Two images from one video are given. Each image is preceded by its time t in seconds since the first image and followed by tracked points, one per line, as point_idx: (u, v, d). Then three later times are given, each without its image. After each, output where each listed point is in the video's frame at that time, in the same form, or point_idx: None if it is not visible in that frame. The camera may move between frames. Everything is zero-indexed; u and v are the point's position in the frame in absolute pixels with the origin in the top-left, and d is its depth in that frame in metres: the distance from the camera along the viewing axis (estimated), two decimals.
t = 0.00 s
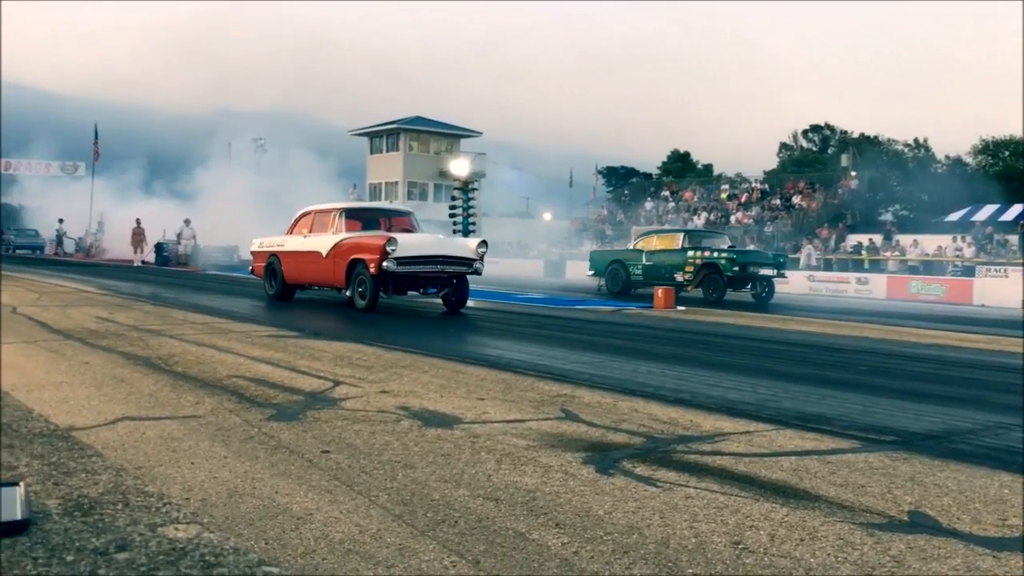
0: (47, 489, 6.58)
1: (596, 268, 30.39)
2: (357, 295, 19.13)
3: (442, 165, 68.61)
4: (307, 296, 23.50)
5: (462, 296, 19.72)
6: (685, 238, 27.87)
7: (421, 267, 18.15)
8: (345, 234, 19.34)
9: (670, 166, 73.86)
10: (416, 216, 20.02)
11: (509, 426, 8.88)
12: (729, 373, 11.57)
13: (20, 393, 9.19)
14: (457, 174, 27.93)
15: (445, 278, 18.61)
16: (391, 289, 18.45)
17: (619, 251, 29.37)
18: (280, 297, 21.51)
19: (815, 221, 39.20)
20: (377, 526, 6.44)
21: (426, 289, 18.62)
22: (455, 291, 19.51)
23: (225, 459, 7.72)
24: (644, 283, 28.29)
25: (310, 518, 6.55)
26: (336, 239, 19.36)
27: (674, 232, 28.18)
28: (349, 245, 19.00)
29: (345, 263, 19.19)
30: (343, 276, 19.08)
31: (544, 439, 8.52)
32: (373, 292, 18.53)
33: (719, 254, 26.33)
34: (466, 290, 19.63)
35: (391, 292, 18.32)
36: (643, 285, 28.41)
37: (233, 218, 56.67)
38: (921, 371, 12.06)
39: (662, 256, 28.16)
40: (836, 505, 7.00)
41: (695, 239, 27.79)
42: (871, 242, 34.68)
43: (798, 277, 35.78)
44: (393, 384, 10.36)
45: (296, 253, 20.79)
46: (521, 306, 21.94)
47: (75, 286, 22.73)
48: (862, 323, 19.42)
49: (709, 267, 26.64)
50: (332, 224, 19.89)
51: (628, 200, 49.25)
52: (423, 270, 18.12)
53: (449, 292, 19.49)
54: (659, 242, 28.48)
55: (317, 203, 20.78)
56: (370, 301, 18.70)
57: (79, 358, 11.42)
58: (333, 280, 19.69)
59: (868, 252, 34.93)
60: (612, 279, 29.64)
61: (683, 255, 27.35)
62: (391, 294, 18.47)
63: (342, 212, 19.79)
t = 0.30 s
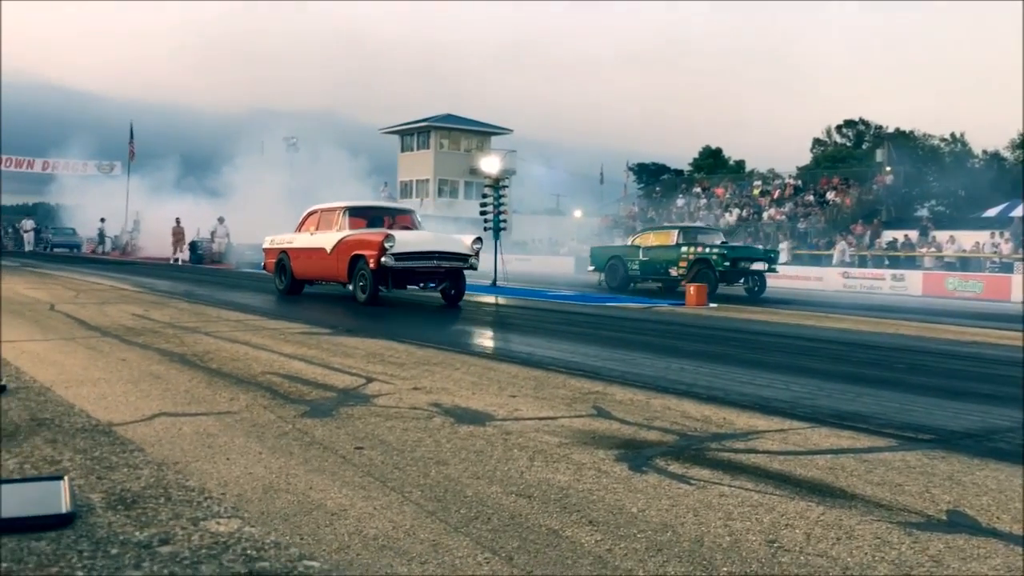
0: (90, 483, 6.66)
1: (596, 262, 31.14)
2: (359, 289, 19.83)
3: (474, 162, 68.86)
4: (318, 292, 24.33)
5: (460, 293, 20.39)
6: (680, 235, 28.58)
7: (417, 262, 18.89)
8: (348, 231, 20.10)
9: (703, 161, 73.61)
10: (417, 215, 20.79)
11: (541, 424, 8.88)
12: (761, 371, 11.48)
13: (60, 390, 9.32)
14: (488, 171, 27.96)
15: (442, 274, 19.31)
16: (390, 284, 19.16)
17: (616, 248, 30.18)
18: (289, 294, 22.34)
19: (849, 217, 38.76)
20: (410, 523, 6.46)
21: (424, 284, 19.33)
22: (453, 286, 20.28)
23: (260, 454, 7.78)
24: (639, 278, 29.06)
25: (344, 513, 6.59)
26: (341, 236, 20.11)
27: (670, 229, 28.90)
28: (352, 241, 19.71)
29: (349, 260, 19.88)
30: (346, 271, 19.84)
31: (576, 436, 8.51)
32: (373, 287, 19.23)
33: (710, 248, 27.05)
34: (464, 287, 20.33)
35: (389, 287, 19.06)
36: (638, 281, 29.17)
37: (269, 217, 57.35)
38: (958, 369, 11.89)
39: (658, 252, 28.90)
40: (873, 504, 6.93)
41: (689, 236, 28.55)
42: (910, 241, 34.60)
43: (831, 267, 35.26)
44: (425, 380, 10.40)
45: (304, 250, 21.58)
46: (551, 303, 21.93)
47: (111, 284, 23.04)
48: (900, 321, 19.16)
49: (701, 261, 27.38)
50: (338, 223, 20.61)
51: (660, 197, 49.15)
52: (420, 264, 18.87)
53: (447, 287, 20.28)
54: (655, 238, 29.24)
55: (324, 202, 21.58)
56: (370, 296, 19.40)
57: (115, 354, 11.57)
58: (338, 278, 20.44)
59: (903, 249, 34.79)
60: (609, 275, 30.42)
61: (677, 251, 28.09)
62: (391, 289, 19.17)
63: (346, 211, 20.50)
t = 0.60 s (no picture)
0: (127, 481, 6.73)
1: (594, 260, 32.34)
2: (355, 286, 20.93)
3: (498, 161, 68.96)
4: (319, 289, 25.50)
5: (450, 289, 21.49)
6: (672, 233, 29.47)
7: (409, 260, 19.99)
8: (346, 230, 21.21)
9: (728, 159, 73.13)
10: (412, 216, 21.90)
11: (568, 423, 8.87)
12: (787, 370, 11.41)
13: (92, 389, 9.43)
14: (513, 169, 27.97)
15: (432, 270, 20.46)
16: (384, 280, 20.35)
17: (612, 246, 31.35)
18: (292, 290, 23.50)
19: (877, 215, 38.76)
20: (439, 521, 6.48)
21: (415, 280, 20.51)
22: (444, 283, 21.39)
23: (289, 453, 7.83)
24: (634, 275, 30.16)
25: (372, 512, 6.61)
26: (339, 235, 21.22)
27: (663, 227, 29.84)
28: (350, 239, 20.80)
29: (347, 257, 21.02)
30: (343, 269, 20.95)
31: (603, 435, 8.49)
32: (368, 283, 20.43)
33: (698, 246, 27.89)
34: (453, 283, 21.51)
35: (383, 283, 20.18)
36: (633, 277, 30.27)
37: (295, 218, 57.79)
38: (989, 368, 11.75)
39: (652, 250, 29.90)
40: (905, 503, 6.87)
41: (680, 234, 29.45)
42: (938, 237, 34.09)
43: (858, 266, 35.10)
44: (451, 379, 10.42)
45: (306, 249, 22.71)
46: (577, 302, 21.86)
47: (139, 284, 23.29)
48: (930, 318, 18.96)
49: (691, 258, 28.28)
50: (337, 223, 21.73)
51: (685, 195, 49.05)
52: (412, 262, 19.97)
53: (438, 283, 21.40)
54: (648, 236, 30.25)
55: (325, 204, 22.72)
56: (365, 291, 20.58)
57: (146, 354, 11.69)
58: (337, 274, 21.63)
59: (930, 246, 34.26)
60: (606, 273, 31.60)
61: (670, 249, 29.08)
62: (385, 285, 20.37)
63: (345, 211, 21.61)
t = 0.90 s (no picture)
0: (164, 482, 6.80)
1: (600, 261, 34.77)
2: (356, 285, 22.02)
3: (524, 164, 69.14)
4: (328, 289, 26.55)
5: (447, 287, 22.46)
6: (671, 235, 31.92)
7: (405, 260, 21.05)
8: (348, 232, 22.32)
9: (756, 159, 72.98)
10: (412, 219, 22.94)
11: (596, 425, 8.85)
12: (816, 372, 11.34)
13: (125, 391, 9.55)
14: (539, 171, 28.01)
15: (429, 270, 21.46)
16: (383, 280, 21.40)
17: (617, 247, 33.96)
18: (299, 290, 24.69)
19: (909, 215, 38.52)
20: (467, 523, 6.49)
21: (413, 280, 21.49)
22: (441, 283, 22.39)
23: (318, 455, 7.87)
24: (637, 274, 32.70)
25: (402, 513, 6.63)
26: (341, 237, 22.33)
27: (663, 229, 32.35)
28: (352, 241, 21.89)
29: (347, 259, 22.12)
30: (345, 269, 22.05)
31: (632, 438, 8.47)
32: (367, 282, 21.51)
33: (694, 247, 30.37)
34: (450, 282, 22.48)
35: (382, 283, 21.26)
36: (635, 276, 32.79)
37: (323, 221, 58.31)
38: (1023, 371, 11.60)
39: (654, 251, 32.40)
40: (937, 507, 6.80)
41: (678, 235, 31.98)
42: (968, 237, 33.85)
43: (888, 267, 34.79)
44: (479, 381, 10.44)
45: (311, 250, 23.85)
46: (602, 304, 21.81)
47: (169, 287, 23.56)
48: (963, 320, 18.74)
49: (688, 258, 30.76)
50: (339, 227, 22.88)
51: (713, 197, 48.73)
52: (408, 262, 21.04)
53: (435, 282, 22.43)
54: (649, 238, 32.82)
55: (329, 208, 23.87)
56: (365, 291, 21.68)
57: (177, 356, 11.82)
58: (339, 275, 22.74)
59: (964, 247, 34.06)
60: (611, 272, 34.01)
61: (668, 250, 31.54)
62: (384, 285, 21.41)
63: (348, 215, 22.72)
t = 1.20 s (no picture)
0: (194, 481, 6.86)
1: (601, 259, 35.77)
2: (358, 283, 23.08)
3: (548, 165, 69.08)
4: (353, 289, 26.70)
5: (444, 284, 23.53)
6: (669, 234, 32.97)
7: (403, 259, 22.10)
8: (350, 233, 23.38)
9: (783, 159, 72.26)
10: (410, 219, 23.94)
11: (621, 425, 8.84)
12: (844, 372, 11.24)
13: (155, 391, 9.67)
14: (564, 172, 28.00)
15: (427, 269, 22.52)
16: (383, 279, 22.46)
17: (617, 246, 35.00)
18: (306, 288, 25.69)
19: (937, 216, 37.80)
20: (493, 523, 6.49)
21: (412, 278, 22.53)
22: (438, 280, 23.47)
23: (344, 455, 7.91)
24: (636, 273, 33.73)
25: (427, 513, 6.65)
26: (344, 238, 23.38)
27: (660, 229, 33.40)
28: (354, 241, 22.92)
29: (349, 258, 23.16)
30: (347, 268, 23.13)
31: (658, 438, 8.44)
32: (368, 281, 22.58)
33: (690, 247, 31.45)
34: (447, 279, 23.51)
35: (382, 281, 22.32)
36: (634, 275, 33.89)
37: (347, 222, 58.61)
38: None
39: (652, 250, 33.46)
40: (968, 508, 6.72)
41: (675, 234, 33.03)
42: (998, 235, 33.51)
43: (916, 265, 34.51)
44: (504, 381, 10.46)
45: (317, 250, 24.88)
46: (628, 304, 21.75)
47: (197, 288, 23.79)
48: (994, 320, 18.50)
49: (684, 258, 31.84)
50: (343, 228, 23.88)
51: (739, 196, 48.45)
52: (405, 261, 22.10)
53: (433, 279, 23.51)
54: (648, 237, 33.91)
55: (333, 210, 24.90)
56: (365, 288, 22.76)
57: (204, 356, 11.93)
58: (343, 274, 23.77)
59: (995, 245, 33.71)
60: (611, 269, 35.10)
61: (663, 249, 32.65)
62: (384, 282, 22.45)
63: (351, 216, 23.70)
